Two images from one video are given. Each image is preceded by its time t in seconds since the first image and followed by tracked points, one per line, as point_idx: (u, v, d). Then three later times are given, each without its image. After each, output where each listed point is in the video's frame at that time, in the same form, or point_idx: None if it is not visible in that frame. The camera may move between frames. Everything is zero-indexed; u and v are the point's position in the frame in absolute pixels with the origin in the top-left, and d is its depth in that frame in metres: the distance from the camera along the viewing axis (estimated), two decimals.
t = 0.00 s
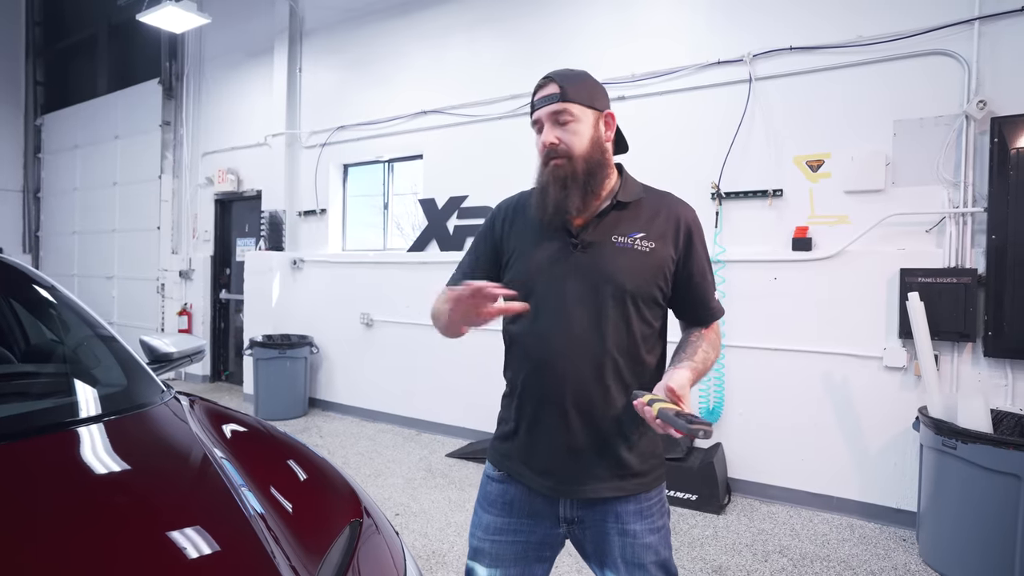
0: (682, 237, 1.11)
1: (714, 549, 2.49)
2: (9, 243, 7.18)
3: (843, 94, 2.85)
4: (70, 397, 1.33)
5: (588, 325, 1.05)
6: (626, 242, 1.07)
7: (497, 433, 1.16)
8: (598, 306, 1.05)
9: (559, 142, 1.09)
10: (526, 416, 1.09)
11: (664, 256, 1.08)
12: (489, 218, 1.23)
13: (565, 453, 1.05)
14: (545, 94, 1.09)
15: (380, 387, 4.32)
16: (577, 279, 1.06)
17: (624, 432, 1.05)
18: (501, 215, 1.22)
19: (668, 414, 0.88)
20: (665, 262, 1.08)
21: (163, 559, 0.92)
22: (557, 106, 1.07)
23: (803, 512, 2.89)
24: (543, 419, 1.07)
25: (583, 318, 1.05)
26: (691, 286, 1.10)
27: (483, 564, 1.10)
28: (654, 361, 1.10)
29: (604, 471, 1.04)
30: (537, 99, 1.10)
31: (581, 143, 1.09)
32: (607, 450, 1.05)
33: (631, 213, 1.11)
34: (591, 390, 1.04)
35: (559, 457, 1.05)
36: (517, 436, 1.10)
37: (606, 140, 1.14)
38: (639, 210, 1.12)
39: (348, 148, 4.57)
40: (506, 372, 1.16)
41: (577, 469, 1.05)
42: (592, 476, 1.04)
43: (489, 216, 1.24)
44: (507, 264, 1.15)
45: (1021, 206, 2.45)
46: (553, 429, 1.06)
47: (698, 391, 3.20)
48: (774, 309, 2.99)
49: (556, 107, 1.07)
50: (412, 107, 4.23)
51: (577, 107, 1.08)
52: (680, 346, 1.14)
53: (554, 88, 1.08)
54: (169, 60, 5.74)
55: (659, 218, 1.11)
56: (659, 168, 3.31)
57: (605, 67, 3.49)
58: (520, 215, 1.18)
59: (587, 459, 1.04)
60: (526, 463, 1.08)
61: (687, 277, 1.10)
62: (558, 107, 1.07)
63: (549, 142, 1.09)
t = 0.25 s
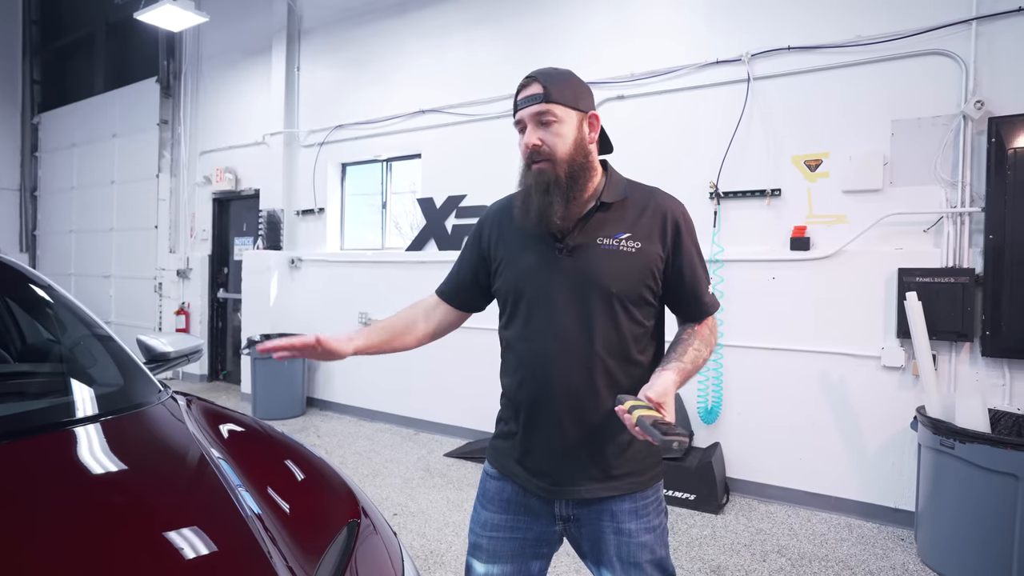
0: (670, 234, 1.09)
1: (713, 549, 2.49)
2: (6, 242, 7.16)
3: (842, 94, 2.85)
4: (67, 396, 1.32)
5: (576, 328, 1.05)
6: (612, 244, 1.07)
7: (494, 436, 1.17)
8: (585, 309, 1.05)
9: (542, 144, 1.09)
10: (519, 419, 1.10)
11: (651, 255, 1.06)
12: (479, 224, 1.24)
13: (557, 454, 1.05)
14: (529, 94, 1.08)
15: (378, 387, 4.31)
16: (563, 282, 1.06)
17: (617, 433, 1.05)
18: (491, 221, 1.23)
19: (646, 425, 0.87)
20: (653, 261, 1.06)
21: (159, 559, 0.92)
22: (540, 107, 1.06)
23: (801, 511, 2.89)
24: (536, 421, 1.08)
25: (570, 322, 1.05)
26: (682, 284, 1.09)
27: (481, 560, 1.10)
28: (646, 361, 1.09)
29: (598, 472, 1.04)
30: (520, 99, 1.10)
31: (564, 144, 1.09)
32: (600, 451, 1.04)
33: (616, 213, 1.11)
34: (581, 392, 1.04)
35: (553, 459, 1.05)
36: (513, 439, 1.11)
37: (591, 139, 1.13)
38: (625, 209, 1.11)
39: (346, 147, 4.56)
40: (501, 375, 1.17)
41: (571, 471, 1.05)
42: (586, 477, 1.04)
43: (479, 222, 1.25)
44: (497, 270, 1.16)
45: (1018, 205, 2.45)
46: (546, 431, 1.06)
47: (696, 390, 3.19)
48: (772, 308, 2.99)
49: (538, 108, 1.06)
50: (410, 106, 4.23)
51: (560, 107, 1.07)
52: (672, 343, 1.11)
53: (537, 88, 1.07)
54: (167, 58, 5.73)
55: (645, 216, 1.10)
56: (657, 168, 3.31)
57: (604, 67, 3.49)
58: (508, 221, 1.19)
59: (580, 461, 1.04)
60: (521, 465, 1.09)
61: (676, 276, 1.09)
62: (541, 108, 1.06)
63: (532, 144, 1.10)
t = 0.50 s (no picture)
0: (665, 233, 1.08)
1: (713, 550, 2.48)
2: (5, 242, 7.16)
3: (842, 93, 2.85)
4: (66, 397, 1.32)
5: (572, 329, 1.04)
6: (607, 244, 1.06)
7: (492, 439, 1.16)
8: (580, 310, 1.04)
9: (539, 144, 1.09)
10: (517, 422, 1.10)
11: (646, 255, 1.06)
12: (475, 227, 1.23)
13: (554, 455, 1.05)
14: (525, 94, 1.07)
15: (378, 387, 4.31)
16: (558, 284, 1.06)
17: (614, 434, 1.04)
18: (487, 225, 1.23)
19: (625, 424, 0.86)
20: (647, 260, 1.06)
21: (158, 560, 0.91)
22: (537, 106, 1.06)
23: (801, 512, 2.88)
24: (533, 423, 1.07)
25: (566, 323, 1.05)
26: (677, 283, 1.08)
27: (477, 562, 1.10)
28: (642, 361, 1.08)
29: (595, 474, 1.03)
30: (516, 98, 1.09)
31: (561, 145, 1.09)
32: (598, 453, 1.04)
33: (611, 213, 1.10)
34: (578, 393, 1.04)
35: (550, 461, 1.05)
36: (510, 442, 1.11)
37: (586, 140, 1.14)
38: (619, 209, 1.10)
39: (346, 147, 4.56)
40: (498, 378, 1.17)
41: (569, 473, 1.04)
42: (583, 479, 1.03)
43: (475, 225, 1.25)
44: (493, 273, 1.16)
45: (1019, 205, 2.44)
46: (543, 433, 1.06)
47: (696, 390, 3.19)
48: (772, 308, 2.99)
49: (535, 107, 1.06)
50: (410, 106, 4.22)
51: (556, 107, 1.07)
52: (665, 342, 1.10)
53: (534, 88, 1.07)
54: (166, 59, 5.74)
55: (639, 216, 1.09)
56: (657, 168, 3.30)
57: (603, 66, 3.49)
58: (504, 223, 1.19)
59: (577, 462, 1.04)
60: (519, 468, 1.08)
61: (671, 275, 1.08)
62: (538, 107, 1.06)
63: (529, 144, 1.09)
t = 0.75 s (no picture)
0: (669, 234, 1.08)
1: (713, 550, 2.48)
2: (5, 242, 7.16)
3: (842, 93, 2.84)
4: (65, 398, 1.31)
5: (576, 328, 1.04)
6: (612, 243, 1.06)
7: (491, 438, 1.16)
8: (585, 309, 1.04)
9: (555, 132, 1.10)
10: (518, 421, 1.09)
11: (650, 255, 1.06)
12: (476, 224, 1.22)
13: (556, 455, 1.04)
14: (543, 85, 1.10)
15: (377, 387, 4.30)
16: (562, 282, 1.05)
17: (615, 435, 1.04)
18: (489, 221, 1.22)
19: (629, 418, 0.87)
20: (652, 260, 1.06)
21: (158, 560, 0.91)
22: (554, 95, 1.08)
23: (801, 512, 2.88)
24: (535, 423, 1.07)
25: (570, 322, 1.04)
26: (680, 285, 1.08)
27: (474, 569, 1.09)
28: (645, 361, 1.08)
29: (596, 474, 1.03)
30: (533, 89, 1.11)
31: (576, 136, 1.11)
32: (600, 453, 1.04)
33: (616, 212, 1.10)
34: (581, 392, 1.03)
35: (551, 461, 1.05)
36: (510, 441, 1.10)
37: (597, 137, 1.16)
38: (624, 209, 1.11)
39: (345, 147, 4.56)
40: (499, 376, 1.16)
41: (570, 474, 1.04)
42: (584, 478, 1.03)
43: (476, 221, 1.23)
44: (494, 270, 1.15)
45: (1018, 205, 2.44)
46: (545, 432, 1.06)
47: (696, 390, 3.19)
48: (772, 308, 2.99)
49: (552, 95, 1.08)
50: (409, 106, 4.22)
51: (573, 100, 1.10)
52: (668, 343, 1.10)
53: (552, 79, 1.09)
54: (166, 59, 5.74)
55: (644, 216, 1.09)
56: (657, 168, 3.30)
57: (602, 66, 3.49)
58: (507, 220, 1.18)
59: (578, 462, 1.04)
60: (519, 468, 1.08)
61: (675, 276, 1.08)
62: (556, 96, 1.08)
63: (545, 130, 1.10)
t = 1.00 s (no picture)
0: (669, 234, 1.11)
1: (710, 551, 2.48)
2: None
3: (839, 95, 2.86)
4: (59, 399, 1.31)
5: (581, 325, 1.04)
6: (615, 241, 1.07)
7: (488, 437, 1.14)
8: (590, 305, 1.04)
9: (558, 128, 1.10)
10: (518, 418, 1.07)
11: (653, 254, 1.08)
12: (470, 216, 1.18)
13: (560, 452, 1.04)
14: (551, 80, 1.09)
15: (375, 387, 4.30)
16: (568, 278, 1.05)
17: (617, 431, 1.05)
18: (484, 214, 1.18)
19: (649, 415, 0.88)
20: (654, 259, 1.08)
21: (153, 563, 0.91)
22: (561, 91, 1.08)
23: (799, 512, 2.89)
24: (537, 421, 1.05)
25: (575, 318, 1.04)
26: (678, 285, 1.11)
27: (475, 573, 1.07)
28: (644, 358, 1.10)
29: (599, 472, 1.04)
30: (541, 82, 1.10)
31: (579, 134, 1.11)
32: (602, 450, 1.04)
33: (618, 211, 1.11)
34: (586, 389, 1.03)
35: (555, 458, 1.04)
36: (510, 439, 1.08)
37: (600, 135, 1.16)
38: (626, 208, 1.12)
39: (343, 147, 4.55)
40: (496, 374, 1.13)
41: (573, 471, 1.03)
42: (588, 476, 1.03)
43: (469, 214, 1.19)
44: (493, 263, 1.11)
45: (1014, 206, 2.45)
46: (548, 430, 1.04)
47: (693, 391, 3.19)
48: (770, 309, 2.99)
49: (558, 91, 1.08)
50: (408, 106, 4.22)
51: (578, 97, 1.10)
52: (668, 342, 1.15)
53: (560, 74, 1.09)
54: (163, 59, 5.73)
55: (646, 216, 1.11)
56: (655, 169, 3.30)
57: (600, 67, 3.49)
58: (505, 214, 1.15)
59: (582, 459, 1.04)
60: (521, 466, 1.06)
61: (674, 276, 1.11)
62: (562, 91, 1.08)
63: (550, 126, 1.09)
